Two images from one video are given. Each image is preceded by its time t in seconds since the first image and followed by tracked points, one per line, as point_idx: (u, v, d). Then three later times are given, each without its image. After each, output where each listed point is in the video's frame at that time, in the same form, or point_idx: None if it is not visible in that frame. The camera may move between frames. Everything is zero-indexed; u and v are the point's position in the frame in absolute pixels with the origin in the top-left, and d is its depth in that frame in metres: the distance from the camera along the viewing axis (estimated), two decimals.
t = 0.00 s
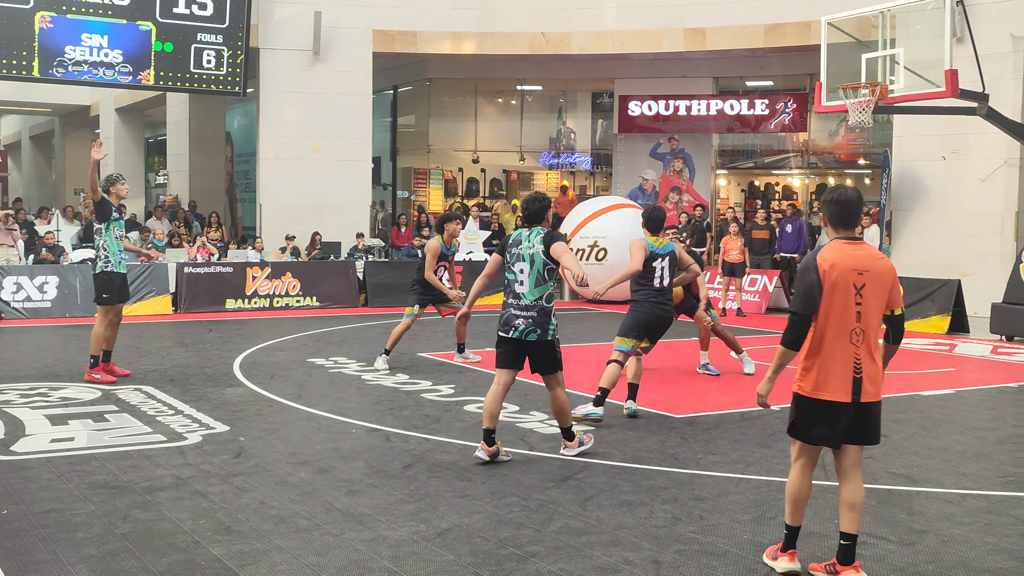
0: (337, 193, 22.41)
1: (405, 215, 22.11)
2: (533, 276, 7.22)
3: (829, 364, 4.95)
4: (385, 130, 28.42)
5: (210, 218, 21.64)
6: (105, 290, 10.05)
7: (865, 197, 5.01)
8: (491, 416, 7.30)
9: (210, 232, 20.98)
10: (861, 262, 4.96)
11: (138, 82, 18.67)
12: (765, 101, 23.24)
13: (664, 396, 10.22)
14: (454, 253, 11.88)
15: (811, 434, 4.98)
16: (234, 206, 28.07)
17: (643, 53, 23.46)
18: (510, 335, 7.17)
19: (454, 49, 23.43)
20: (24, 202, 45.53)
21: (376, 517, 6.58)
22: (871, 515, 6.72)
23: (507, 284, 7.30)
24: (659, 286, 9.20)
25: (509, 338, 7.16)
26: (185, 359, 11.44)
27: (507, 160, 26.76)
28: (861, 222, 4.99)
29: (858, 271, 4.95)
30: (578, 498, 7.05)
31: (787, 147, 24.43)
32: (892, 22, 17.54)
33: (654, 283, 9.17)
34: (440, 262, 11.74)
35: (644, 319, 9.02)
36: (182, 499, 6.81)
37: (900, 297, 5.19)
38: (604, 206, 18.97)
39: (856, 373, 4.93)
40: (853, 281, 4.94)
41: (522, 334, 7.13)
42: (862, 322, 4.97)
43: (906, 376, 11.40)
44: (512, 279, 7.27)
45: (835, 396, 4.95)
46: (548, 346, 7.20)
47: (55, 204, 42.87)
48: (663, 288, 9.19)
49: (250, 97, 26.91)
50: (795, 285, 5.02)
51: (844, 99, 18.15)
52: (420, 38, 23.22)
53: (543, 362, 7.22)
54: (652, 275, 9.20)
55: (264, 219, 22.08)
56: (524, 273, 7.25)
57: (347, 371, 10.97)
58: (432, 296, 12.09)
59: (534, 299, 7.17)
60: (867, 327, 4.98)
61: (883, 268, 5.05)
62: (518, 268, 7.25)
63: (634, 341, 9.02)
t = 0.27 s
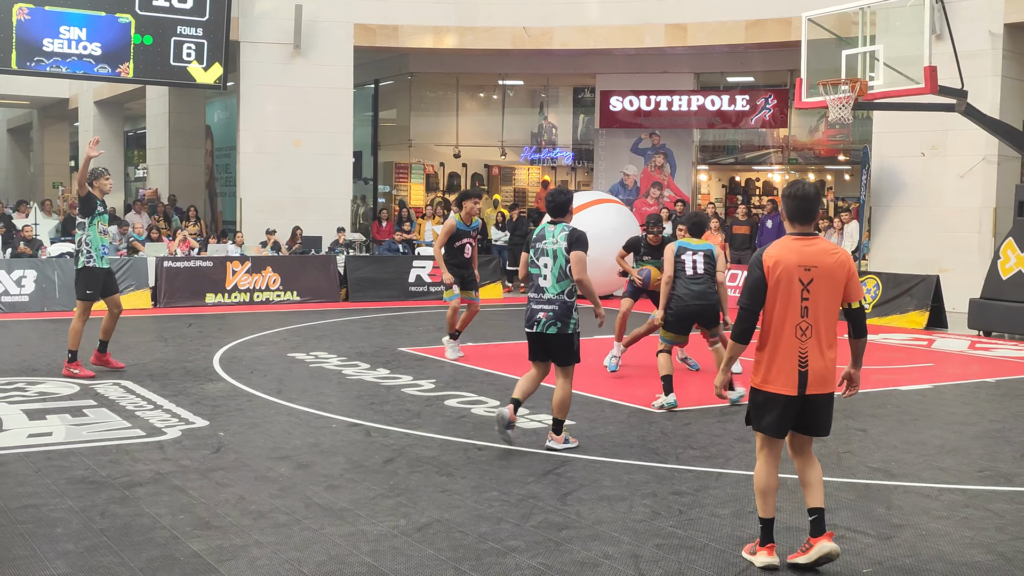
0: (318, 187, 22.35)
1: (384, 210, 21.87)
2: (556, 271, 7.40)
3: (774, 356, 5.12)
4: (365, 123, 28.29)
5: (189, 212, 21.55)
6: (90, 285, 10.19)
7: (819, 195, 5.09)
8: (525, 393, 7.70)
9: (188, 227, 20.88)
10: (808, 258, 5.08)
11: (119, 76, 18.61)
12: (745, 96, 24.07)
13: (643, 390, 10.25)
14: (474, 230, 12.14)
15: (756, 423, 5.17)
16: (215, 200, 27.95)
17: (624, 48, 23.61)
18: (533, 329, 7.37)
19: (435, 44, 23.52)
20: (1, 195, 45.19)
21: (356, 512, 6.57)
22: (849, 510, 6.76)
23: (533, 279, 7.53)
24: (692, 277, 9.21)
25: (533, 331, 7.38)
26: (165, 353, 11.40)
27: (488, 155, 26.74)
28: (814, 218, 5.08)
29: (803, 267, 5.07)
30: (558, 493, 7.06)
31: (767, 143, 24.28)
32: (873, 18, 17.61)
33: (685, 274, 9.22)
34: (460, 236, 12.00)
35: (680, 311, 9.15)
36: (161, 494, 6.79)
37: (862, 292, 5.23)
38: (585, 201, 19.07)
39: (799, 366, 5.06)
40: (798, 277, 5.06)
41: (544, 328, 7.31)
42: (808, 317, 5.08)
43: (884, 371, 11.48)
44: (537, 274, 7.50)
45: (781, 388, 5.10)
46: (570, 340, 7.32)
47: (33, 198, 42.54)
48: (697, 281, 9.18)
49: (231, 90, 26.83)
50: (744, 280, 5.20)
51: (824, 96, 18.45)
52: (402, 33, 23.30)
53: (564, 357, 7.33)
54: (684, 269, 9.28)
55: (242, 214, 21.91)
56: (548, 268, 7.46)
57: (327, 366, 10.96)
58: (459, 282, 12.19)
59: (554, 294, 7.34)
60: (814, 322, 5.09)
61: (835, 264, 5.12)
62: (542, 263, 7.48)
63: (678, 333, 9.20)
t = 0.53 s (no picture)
0: (304, 182, 22.30)
1: (373, 206, 21.99)
2: (577, 289, 7.42)
3: (751, 349, 5.14)
4: (353, 119, 28.43)
5: (174, 207, 21.47)
6: (87, 282, 10.10)
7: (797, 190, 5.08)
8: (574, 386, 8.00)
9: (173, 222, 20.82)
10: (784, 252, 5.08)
11: (103, 70, 18.53)
12: (732, 93, 23.80)
13: (629, 386, 10.27)
14: (494, 239, 12.30)
15: (735, 415, 5.20)
16: (200, 195, 27.83)
17: (612, 44, 23.61)
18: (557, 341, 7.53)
19: (423, 39, 23.46)
20: None
21: (342, 508, 6.57)
22: (834, 505, 6.79)
23: (553, 292, 7.55)
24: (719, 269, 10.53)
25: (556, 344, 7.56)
26: (150, 349, 11.36)
27: (476, 151, 26.63)
28: (792, 213, 5.07)
29: (779, 261, 5.07)
30: (545, 489, 7.06)
31: (754, 140, 24.54)
32: (858, 15, 17.65)
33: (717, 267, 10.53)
34: (482, 246, 12.21)
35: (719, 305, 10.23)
36: (146, 490, 6.77)
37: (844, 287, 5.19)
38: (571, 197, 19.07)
39: (775, 359, 5.07)
40: (773, 271, 5.08)
41: (566, 343, 7.49)
42: (785, 311, 5.09)
43: (869, 367, 11.53)
44: (557, 289, 7.51)
45: (758, 381, 5.12)
46: (592, 353, 7.51)
47: (16, 193, 42.29)
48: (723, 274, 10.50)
49: (216, 85, 26.71)
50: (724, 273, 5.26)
51: (811, 93, 18.33)
52: (389, 28, 23.20)
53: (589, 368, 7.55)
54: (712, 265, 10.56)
55: (230, 208, 21.85)
56: (569, 283, 7.45)
57: (313, 362, 10.94)
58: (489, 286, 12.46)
59: (576, 311, 7.42)
60: (791, 316, 5.09)
61: (814, 258, 5.10)
62: (563, 279, 7.47)
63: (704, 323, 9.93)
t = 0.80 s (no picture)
0: (296, 179, 22.23)
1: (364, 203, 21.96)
2: (610, 290, 7.49)
3: (751, 344, 5.16)
4: (345, 116, 28.51)
5: (165, 204, 21.41)
6: (104, 278, 9.97)
7: (798, 187, 5.11)
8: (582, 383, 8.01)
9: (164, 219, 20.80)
10: (783, 249, 5.12)
11: (95, 67, 18.49)
12: (724, 91, 23.63)
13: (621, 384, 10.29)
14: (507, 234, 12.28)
15: (736, 410, 5.22)
16: (191, 192, 27.81)
17: (604, 42, 23.64)
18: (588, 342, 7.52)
19: (415, 36, 23.48)
20: None
21: (334, 505, 6.56)
22: (826, 502, 6.81)
23: (582, 295, 7.56)
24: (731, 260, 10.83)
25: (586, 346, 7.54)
26: (142, 346, 11.33)
27: (468, 148, 26.68)
28: (793, 211, 5.10)
29: (778, 257, 5.11)
30: (537, 486, 7.07)
31: (746, 138, 24.67)
32: (850, 14, 17.72)
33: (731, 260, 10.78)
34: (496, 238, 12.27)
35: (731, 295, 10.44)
36: (138, 488, 6.75)
37: (843, 284, 5.21)
38: (563, 194, 19.06)
39: (775, 354, 5.10)
40: (772, 267, 5.11)
41: (598, 344, 7.50)
42: (784, 306, 5.12)
43: (861, 365, 11.56)
44: (587, 291, 7.53)
45: (757, 377, 5.14)
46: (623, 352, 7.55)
47: (6, 189, 42.15)
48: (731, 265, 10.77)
49: (208, 82, 26.65)
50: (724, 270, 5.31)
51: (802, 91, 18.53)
52: (381, 25, 23.24)
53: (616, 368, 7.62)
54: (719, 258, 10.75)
55: (222, 206, 21.89)
56: (602, 284, 7.50)
57: (305, 359, 10.92)
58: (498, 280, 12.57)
59: (609, 311, 7.47)
60: (790, 312, 5.11)
61: (812, 255, 5.13)
62: (595, 281, 7.51)
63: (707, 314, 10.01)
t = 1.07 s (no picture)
0: (289, 177, 22.20)
1: (357, 201, 21.82)
2: (637, 287, 7.00)
3: (750, 342, 5.15)
4: (338, 114, 28.46)
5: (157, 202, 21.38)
6: (100, 276, 9.75)
7: (799, 186, 5.12)
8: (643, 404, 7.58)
9: (157, 217, 20.78)
10: (783, 247, 5.13)
11: (87, 64, 18.47)
12: (717, 89, 23.66)
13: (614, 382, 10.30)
14: (501, 231, 12.22)
15: (736, 408, 5.22)
16: (184, 190, 27.76)
17: (598, 40, 23.67)
18: (615, 338, 6.93)
19: (408, 34, 23.52)
20: None
21: (327, 504, 6.55)
22: (818, 500, 6.82)
23: (606, 291, 7.01)
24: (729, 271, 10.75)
25: (612, 342, 6.94)
26: (134, 344, 11.32)
27: (460, 146, 26.69)
28: (793, 209, 5.11)
29: (777, 255, 5.12)
30: (530, 484, 7.07)
31: (738, 136, 24.71)
32: (843, 12, 17.73)
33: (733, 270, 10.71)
34: (490, 235, 12.19)
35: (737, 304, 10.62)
36: (130, 486, 6.74)
37: (842, 283, 5.24)
38: (556, 193, 19.07)
39: (774, 351, 5.10)
40: (772, 265, 5.12)
41: (625, 340, 6.93)
42: (783, 305, 5.12)
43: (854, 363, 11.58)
44: (613, 287, 7.01)
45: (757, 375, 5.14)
46: (644, 353, 7.07)
47: None
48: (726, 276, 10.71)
49: (200, 80, 26.61)
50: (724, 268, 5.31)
51: (795, 89, 18.44)
52: (374, 23, 23.26)
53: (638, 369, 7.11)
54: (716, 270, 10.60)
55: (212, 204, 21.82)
56: (627, 282, 7.01)
57: (298, 357, 10.91)
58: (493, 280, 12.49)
59: (637, 308, 6.99)
60: (789, 309, 5.12)
61: (811, 253, 5.14)
62: (621, 278, 6.99)
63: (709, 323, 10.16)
